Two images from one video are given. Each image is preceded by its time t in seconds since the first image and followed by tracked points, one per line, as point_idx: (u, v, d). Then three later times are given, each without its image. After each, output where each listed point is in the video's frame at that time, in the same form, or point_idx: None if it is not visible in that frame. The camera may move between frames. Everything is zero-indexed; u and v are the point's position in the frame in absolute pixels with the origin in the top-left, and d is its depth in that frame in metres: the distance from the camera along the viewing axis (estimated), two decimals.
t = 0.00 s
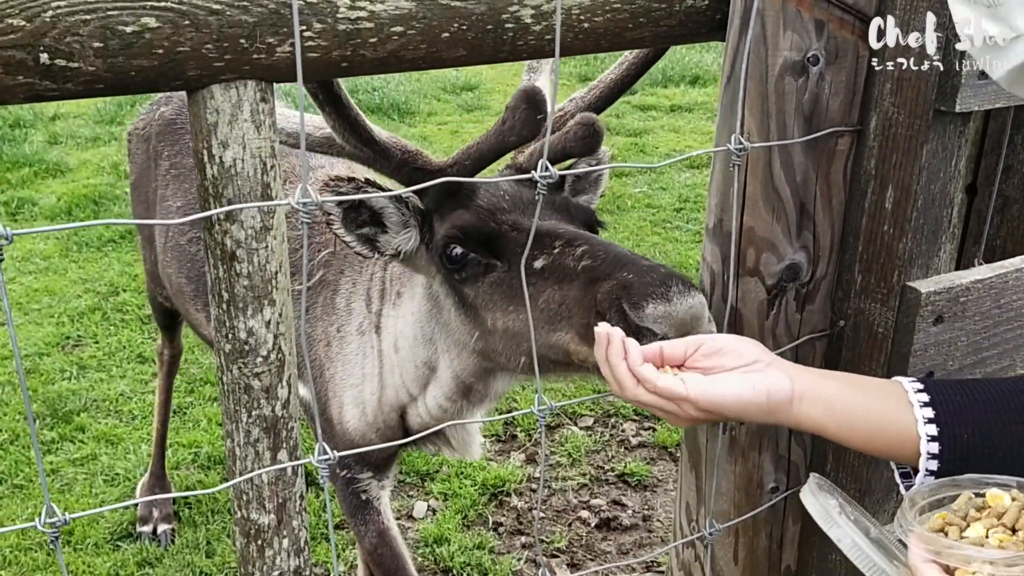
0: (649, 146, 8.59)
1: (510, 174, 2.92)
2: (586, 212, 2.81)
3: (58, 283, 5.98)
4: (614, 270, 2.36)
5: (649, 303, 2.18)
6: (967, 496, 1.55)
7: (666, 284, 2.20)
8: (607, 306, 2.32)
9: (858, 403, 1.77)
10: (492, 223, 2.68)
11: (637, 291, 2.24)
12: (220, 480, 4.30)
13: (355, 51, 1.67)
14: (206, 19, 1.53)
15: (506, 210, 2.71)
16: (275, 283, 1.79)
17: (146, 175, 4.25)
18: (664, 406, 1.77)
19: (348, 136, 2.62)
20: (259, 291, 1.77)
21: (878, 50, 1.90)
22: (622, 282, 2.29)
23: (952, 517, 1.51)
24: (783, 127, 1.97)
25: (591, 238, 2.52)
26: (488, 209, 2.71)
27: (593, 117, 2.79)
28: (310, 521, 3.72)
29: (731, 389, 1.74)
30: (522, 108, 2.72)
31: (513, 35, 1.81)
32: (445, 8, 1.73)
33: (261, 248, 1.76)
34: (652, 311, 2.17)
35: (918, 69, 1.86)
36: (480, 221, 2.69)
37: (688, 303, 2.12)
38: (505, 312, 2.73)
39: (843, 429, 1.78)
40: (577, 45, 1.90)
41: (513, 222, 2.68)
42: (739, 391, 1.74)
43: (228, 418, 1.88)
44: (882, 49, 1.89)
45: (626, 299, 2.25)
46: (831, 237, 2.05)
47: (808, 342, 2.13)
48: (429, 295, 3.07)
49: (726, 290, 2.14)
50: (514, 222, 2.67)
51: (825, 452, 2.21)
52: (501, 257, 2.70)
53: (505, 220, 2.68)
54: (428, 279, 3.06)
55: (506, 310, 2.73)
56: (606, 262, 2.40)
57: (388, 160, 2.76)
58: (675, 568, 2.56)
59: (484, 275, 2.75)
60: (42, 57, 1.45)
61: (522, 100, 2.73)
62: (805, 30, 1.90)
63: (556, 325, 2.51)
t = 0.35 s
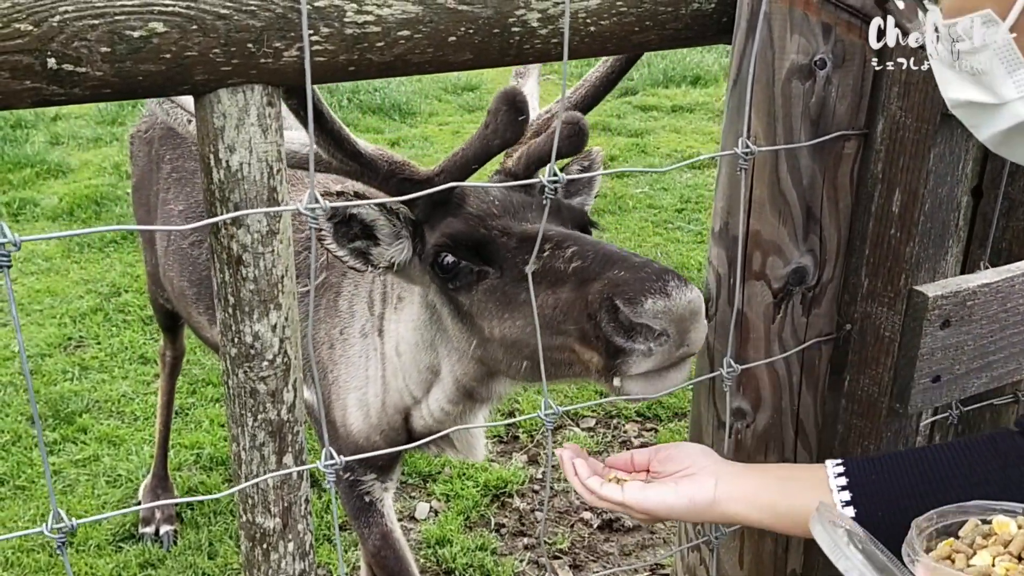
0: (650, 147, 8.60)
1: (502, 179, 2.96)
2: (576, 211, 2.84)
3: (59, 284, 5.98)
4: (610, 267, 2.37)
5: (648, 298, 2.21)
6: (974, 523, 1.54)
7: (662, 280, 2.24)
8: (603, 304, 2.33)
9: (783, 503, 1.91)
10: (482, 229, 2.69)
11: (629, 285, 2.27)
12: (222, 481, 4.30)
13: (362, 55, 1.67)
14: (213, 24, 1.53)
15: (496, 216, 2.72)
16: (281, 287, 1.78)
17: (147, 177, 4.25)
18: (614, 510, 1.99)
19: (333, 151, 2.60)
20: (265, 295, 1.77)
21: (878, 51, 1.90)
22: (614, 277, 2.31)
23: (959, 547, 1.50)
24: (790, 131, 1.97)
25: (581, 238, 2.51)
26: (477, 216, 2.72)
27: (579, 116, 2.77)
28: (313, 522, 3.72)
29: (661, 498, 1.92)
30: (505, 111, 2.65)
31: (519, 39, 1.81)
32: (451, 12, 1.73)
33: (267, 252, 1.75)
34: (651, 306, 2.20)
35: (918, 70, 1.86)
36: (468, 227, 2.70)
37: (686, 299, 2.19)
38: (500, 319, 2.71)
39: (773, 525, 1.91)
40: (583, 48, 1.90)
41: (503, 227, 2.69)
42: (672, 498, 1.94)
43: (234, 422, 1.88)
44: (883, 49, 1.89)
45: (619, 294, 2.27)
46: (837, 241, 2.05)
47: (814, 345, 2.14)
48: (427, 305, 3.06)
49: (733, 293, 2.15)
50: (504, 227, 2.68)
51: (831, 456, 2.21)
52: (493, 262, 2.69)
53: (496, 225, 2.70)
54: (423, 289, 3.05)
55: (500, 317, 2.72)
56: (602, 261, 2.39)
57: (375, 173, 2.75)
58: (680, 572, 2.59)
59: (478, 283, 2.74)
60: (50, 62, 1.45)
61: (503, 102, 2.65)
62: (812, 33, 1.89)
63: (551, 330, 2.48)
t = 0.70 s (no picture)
0: (651, 147, 8.60)
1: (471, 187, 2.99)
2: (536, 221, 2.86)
3: (60, 284, 5.98)
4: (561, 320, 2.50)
5: (602, 367, 2.36)
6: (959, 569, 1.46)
7: (621, 345, 2.39)
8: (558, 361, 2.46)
9: (714, 513, 1.90)
10: (445, 250, 2.73)
11: (585, 347, 2.39)
12: (223, 481, 4.30)
13: (361, 56, 1.67)
14: (212, 25, 1.53)
15: (458, 233, 2.75)
16: (280, 289, 1.78)
17: (142, 176, 4.25)
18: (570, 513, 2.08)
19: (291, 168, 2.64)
20: (264, 296, 1.77)
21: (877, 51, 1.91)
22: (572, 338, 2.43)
23: None
24: (791, 132, 1.96)
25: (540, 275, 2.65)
26: (439, 237, 2.75)
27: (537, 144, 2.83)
28: (314, 523, 3.72)
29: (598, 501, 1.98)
30: (467, 152, 2.65)
31: (519, 40, 1.81)
32: (451, 13, 1.73)
33: (267, 253, 1.75)
34: (605, 375, 2.35)
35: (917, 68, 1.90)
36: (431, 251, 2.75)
37: (637, 364, 2.39)
38: (460, 341, 2.77)
39: (704, 538, 1.90)
40: (583, 49, 1.90)
41: (465, 247, 2.72)
42: (609, 506, 1.98)
43: (233, 423, 1.87)
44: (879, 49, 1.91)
45: (577, 357, 2.39)
46: (837, 242, 2.06)
47: (814, 346, 2.14)
48: (394, 308, 3.07)
49: (732, 294, 2.12)
50: (467, 248, 2.72)
51: (831, 458, 2.23)
52: (455, 286, 2.74)
53: (458, 243, 2.73)
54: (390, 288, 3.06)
55: (461, 338, 2.78)
56: (558, 313, 2.51)
57: (336, 186, 2.79)
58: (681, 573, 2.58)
59: (439, 302, 2.80)
60: (48, 63, 1.44)
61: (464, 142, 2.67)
62: (813, 35, 1.89)
63: (511, 363, 2.67)
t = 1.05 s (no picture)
0: (654, 146, 8.60)
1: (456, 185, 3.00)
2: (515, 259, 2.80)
3: (64, 283, 5.99)
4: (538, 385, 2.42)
5: (569, 440, 2.26)
6: None
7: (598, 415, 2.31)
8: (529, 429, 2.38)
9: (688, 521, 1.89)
10: (425, 295, 2.70)
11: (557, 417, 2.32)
12: (227, 480, 4.30)
13: (368, 52, 1.67)
14: (220, 21, 1.54)
15: (437, 277, 2.71)
16: (287, 285, 1.78)
17: (132, 172, 4.27)
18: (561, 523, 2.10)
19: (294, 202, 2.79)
20: (271, 292, 1.77)
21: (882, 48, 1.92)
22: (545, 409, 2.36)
23: None
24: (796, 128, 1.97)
25: (518, 336, 2.59)
26: (417, 283, 2.71)
27: (514, 202, 2.81)
28: (319, 521, 3.73)
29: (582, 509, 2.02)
30: (447, 218, 2.63)
31: (525, 36, 1.81)
32: (458, 9, 1.73)
33: (273, 248, 1.75)
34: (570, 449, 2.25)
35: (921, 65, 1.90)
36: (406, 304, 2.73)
37: (606, 439, 2.28)
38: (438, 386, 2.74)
39: (677, 545, 1.89)
40: (589, 45, 1.90)
41: (445, 293, 2.69)
42: (592, 515, 2.00)
43: (240, 419, 1.88)
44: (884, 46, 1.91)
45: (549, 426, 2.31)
46: (843, 239, 2.06)
47: (820, 344, 2.14)
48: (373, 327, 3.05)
49: (738, 291, 2.13)
50: (446, 296, 2.68)
51: (838, 454, 2.24)
52: (433, 334, 2.72)
53: (436, 287, 2.70)
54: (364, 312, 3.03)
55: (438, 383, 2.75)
56: (533, 379, 2.44)
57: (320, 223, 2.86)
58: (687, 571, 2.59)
59: (419, 345, 2.78)
60: (57, 58, 1.45)
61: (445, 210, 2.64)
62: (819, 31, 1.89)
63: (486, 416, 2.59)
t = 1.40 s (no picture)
0: (657, 147, 8.61)
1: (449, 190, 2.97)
2: (512, 258, 2.78)
3: (68, 283, 6.01)
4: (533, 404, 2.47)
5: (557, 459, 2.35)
6: None
7: (585, 432, 2.38)
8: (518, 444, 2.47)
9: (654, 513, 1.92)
10: (422, 301, 2.68)
11: (545, 437, 2.41)
12: (231, 479, 4.31)
13: (375, 54, 1.68)
14: (229, 23, 1.55)
15: (433, 282, 2.66)
16: (295, 285, 1.79)
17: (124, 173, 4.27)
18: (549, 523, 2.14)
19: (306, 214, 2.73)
20: (278, 292, 1.78)
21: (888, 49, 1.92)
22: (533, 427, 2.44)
23: None
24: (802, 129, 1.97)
25: (513, 351, 2.59)
26: (413, 290, 2.68)
27: (507, 220, 2.68)
28: (324, 520, 3.75)
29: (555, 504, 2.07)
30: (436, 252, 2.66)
31: (531, 38, 1.82)
32: (465, 11, 1.74)
33: (281, 249, 1.76)
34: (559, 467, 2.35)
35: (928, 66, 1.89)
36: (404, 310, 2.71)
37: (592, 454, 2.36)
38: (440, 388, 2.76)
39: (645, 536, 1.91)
40: (595, 47, 1.91)
41: (443, 298, 2.66)
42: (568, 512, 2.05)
43: (247, 419, 1.89)
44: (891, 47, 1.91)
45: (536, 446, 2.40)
46: (848, 240, 2.06)
47: (825, 344, 2.14)
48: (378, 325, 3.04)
49: (743, 291, 2.13)
50: (444, 301, 2.66)
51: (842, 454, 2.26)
52: (432, 342, 2.72)
53: (434, 292, 2.67)
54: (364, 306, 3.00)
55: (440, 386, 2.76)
56: (528, 400, 2.47)
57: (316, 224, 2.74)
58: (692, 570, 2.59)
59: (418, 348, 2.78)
60: (67, 60, 1.46)
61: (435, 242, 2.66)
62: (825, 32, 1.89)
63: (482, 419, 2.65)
